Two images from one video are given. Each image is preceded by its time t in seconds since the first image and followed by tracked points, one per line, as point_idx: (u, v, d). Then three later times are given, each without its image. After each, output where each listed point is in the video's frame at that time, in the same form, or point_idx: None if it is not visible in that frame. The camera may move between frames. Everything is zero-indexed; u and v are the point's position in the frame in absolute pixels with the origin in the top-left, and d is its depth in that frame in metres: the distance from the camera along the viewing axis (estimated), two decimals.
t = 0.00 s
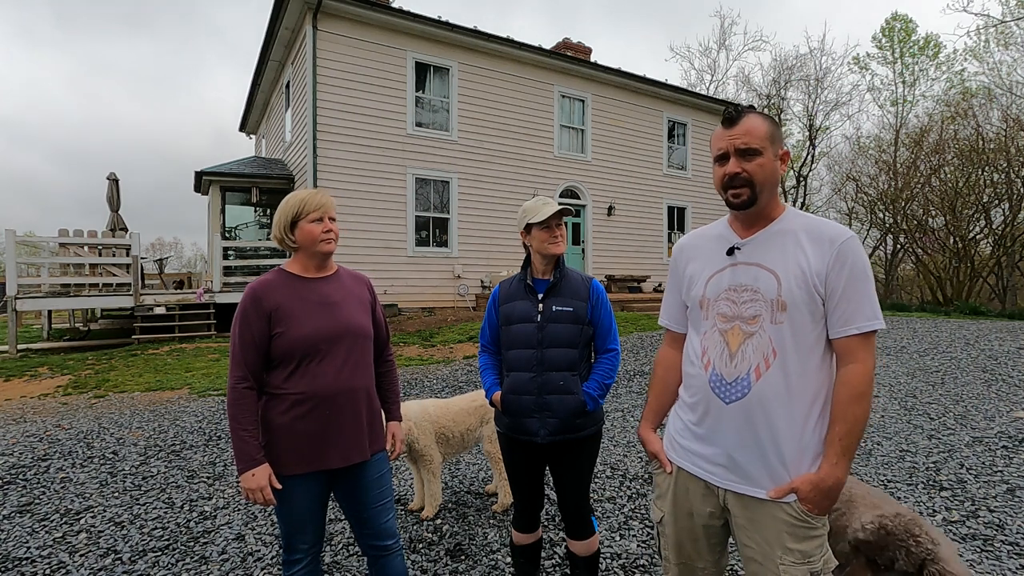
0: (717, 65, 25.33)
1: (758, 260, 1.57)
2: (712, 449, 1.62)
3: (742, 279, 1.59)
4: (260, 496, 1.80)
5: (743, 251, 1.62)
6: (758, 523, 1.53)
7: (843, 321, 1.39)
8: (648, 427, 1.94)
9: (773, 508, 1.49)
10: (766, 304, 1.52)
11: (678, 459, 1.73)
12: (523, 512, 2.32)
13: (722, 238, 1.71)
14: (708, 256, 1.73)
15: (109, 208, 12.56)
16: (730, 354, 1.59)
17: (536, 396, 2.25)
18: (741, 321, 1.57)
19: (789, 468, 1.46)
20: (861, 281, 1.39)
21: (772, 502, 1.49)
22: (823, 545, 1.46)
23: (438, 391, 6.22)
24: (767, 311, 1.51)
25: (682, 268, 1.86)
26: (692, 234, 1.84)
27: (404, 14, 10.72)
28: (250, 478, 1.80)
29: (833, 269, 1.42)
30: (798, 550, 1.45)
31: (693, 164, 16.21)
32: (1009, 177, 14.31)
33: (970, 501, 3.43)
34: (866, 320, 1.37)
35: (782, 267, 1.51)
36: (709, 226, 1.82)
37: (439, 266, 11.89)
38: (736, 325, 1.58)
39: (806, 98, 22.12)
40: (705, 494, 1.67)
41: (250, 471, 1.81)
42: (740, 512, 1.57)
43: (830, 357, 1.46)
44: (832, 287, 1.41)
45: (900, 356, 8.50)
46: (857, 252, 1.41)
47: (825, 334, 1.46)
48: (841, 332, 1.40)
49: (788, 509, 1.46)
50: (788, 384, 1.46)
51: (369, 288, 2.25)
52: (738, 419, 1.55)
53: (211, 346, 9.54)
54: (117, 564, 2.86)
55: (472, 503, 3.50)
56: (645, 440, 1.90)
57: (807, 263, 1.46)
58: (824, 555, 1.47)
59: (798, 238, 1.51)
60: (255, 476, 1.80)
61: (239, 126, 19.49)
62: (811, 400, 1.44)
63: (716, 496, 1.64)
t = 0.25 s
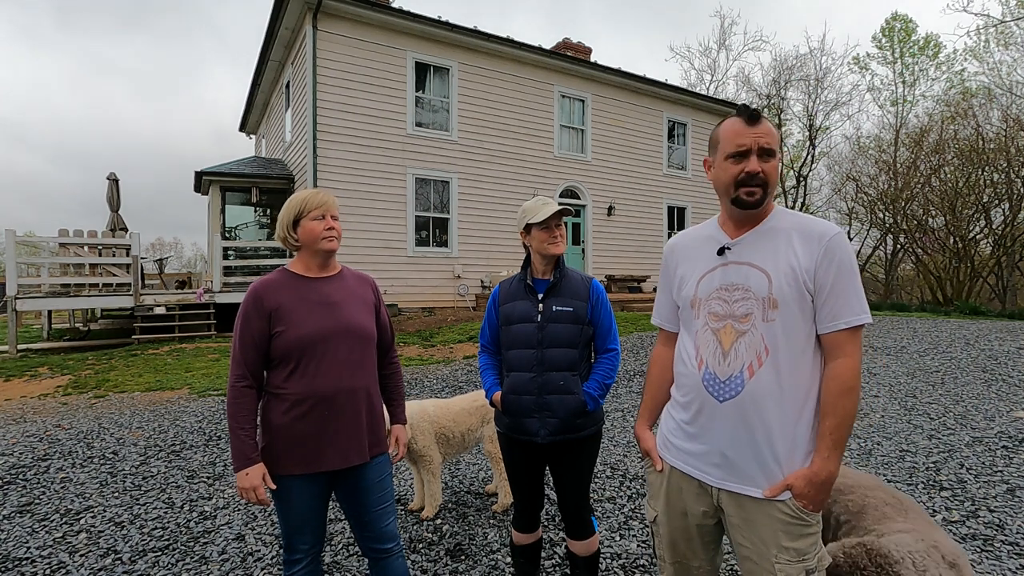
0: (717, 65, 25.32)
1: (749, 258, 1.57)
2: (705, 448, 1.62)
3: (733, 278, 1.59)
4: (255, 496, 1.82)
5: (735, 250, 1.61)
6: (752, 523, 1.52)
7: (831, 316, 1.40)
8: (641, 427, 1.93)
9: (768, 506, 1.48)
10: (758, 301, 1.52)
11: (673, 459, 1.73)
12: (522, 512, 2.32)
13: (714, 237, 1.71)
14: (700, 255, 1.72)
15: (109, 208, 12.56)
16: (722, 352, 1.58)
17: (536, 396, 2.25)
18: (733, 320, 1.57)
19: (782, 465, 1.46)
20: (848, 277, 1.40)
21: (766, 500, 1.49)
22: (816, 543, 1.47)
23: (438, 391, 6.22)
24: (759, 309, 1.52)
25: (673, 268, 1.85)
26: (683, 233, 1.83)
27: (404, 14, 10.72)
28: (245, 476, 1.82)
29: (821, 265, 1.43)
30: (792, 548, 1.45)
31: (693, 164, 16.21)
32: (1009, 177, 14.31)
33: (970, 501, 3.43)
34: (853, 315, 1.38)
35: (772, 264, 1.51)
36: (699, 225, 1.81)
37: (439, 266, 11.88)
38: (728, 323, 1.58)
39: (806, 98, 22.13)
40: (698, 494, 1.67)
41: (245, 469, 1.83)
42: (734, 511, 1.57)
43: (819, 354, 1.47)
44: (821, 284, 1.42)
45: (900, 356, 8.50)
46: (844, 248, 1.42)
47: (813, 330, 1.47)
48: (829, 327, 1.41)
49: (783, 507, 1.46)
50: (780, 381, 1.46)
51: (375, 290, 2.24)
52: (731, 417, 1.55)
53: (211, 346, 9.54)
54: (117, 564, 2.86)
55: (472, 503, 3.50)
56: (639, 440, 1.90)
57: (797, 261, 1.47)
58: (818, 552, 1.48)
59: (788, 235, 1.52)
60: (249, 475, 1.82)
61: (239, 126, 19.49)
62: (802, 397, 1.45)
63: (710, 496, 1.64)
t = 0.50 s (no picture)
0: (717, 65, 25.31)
1: (744, 259, 1.57)
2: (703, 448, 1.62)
3: (729, 278, 1.59)
4: (252, 494, 1.82)
5: (730, 250, 1.61)
6: (749, 522, 1.52)
7: (828, 317, 1.41)
8: (638, 428, 1.93)
9: (765, 505, 1.48)
10: (755, 301, 1.52)
11: (670, 459, 1.72)
12: (522, 511, 2.32)
13: (709, 237, 1.71)
14: (695, 255, 1.72)
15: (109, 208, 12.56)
16: (720, 351, 1.58)
17: (537, 395, 2.24)
18: (730, 320, 1.56)
19: (779, 464, 1.47)
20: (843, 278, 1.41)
21: (765, 499, 1.48)
22: (812, 541, 1.47)
23: (438, 391, 6.21)
24: (756, 309, 1.51)
25: (668, 268, 1.85)
26: (677, 233, 1.83)
27: (404, 14, 10.72)
28: (243, 474, 1.82)
29: (817, 266, 1.44)
30: (789, 547, 1.45)
31: (693, 164, 16.21)
32: (1009, 177, 14.31)
33: (971, 501, 3.43)
34: (848, 316, 1.39)
35: (768, 265, 1.51)
36: (694, 226, 1.81)
37: (439, 266, 11.88)
38: (725, 324, 1.58)
39: (806, 98, 22.13)
40: (696, 493, 1.66)
41: (243, 468, 1.83)
42: (731, 510, 1.56)
43: (815, 353, 1.48)
44: (816, 285, 1.43)
45: (900, 356, 8.50)
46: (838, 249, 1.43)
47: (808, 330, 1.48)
48: (824, 327, 1.42)
49: (779, 506, 1.46)
50: (776, 381, 1.47)
51: (375, 290, 2.24)
52: (727, 416, 1.55)
53: (211, 346, 9.55)
54: (117, 564, 2.86)
55: (472, 503, 3.50)
56: (635, 441, 1.90)
57: (793, 261, 1.47)
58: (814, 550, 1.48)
59: (783, 236, 1.52)
60: (246, 473, 1.82)
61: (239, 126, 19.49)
62: (798, 396, 1.46)
63: (708, 495, 1.64)
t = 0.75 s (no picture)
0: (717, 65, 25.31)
1: (744, 259, 1.57)
2: (703, 448, 1.62)
3: (730, 278, 1.59)
4: (244, 492, 1.83)
5: (731, 251, 1.61)
6: (748, 521, 1.52)
7: (828, 317, 1.41)
8: (638, 427, 1.92)
9: (765, 504, 1.48)
10: (756, 302, 1.52)
11: (670, 458, 1.72)
12: (522, 512, 2.32)
13: (709, 238, 1.71)
14: (695, 256, 1.72)
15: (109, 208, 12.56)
16: (720, 352, 1.58)
17: (537, 395, 2.24)
18: (731, 320, 1.57)
19: (780, 464, 1.47)
20: (844, 278, 1.41)
21: (765, 498, 1.48)
22: (812, 539, 1.47)
23: (438, 391, 6.22)
24: (756, 309, 1.51)
25: (668, 268, 1.85)
26: (678, 234, 1.83)
27: (404, 14, 10.72)
28: (236, 473, 1.84)
29: (818, 266, 1.44)
30: (789, 545, 1.45)
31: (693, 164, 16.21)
32: (1009, 177, 14.31)
33: (970, 501, 3.43)
34: (848, 316, 1.39)
35: (768, 265, 1.51)
36: (694, 227, 1.81)
37: (439, 266, 11.88)
38: (726, 324, 1.58)
39: (806, 98, 22.14)
40: (697, 493, 1.66)
41: (236, 466, 1.85)
42: (731, 509, 1.56)
43: (815, 354, 1.48)
44: (818, 285, 1.43)
45: (899, 356, 8.50)
46: (838, 249, 1.43)
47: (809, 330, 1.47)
48: (825, 327, 1.42)
49: (780, 505, 1.46)
50: (777, 381, 1.47)
51: (375, 290, 2.24)
52: (728, 417, 1.55)
53: (211, 346, 9.55)
54: (117, 564, 2.86)
55: (472, 503, 3.50)
56: (635, 440, 1.89)
57: (794, 261, 1.47)
58: (814, 549, 1.48)
59: (784, 237, 1.52)
60: (239, 472, 1.84)
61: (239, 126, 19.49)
62: (799, 396, 1.46)
63: (708, 495, 1.64)
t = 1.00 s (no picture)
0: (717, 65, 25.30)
1: (743, 260, 1.57)
2: (703, 447, 1.62)
3: (728, 279, 1.59)
4: (244, 494, 1.83)
5: (729, 251, 1.61)
6: (747, 520, 1.52)
7: (827, 317, 1.40)
8: (641, 426, 1.93)
9: (763, 504, 1.48)
10: (753, 303, 1.52)
11: (671, 458, 1.73)
12: (522, 511, 2.32)
13: (709, 239, 1.71)
14: (695, 257, 1.73)
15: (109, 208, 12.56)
16: (718, 353, 1.58)
17: (537, 395, 2.24)
18: (728, 321, 1.57)
19: (779, 464, 1.46)
20: (843, 277, 1.40)
21: (763, 498, 1.48)
22: (812, 539, 1.47)
23: (438, 391, 6.21)
24: (753, 310, 1.51)
25: (669, 269, 1.86)
26: (679, 235, 1.83)
27: (404, 14, 10.72)
28: (236, 474, 1.84)
29: (816, 266, 1.43)
30: (788, 545, 1.45)
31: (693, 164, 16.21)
32: (1009, 177, 14.31)
33: (971, 501, 3.43)
34: (847, 315, 1.38)
35: (766, 265, 1.51)
36: (695, 226, 1.81)
37: (439, 266, 11.88)
38: (724, 325, 1.58)
39: (806, 98, 22.14)
40: (696, 491, 1.67)
41: (237, 467, 1.84)
42: (730, 508, 1.57)
43: (816, 354, 1.47)
44: (815, 284, 1.42)
45: (899, 356, 8.50)
46: (837, 248, 1.42)
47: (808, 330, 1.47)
48: (824, 327, 1.41)
49: (778, 505, 1.46)
50: (774, 381, 1.47)
51: (378, 289, 2.24)
52: (727, 417, 1.55)
53: (211, 346, 9.55)
54: (117, 564, 2.86)
55: (473, 503, 3.50)
56: (638, 439, 1.90)
57: (791, 261, 1.47)
58: (814, 549, 1.47)
59: (782, 236, 1.51)
60: (239, 473, 1.83)
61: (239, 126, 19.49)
62: (797, 396, 1.45)
63: (708, 493, 1.64)
